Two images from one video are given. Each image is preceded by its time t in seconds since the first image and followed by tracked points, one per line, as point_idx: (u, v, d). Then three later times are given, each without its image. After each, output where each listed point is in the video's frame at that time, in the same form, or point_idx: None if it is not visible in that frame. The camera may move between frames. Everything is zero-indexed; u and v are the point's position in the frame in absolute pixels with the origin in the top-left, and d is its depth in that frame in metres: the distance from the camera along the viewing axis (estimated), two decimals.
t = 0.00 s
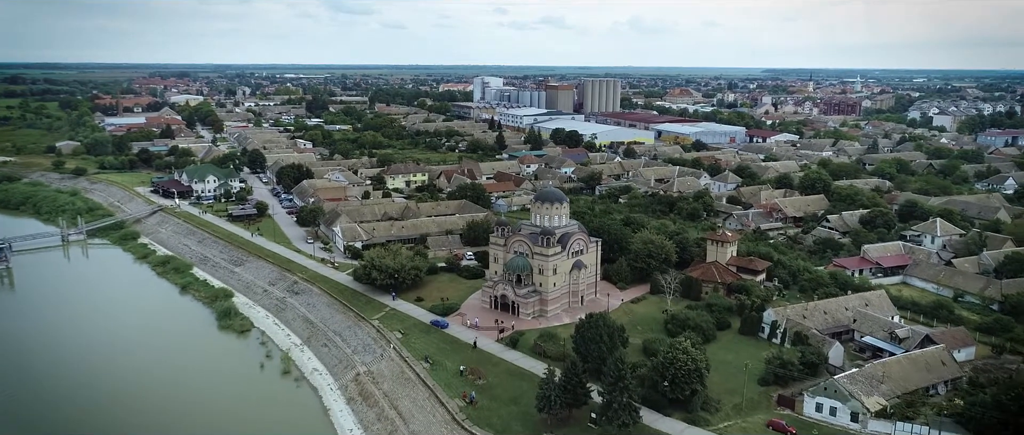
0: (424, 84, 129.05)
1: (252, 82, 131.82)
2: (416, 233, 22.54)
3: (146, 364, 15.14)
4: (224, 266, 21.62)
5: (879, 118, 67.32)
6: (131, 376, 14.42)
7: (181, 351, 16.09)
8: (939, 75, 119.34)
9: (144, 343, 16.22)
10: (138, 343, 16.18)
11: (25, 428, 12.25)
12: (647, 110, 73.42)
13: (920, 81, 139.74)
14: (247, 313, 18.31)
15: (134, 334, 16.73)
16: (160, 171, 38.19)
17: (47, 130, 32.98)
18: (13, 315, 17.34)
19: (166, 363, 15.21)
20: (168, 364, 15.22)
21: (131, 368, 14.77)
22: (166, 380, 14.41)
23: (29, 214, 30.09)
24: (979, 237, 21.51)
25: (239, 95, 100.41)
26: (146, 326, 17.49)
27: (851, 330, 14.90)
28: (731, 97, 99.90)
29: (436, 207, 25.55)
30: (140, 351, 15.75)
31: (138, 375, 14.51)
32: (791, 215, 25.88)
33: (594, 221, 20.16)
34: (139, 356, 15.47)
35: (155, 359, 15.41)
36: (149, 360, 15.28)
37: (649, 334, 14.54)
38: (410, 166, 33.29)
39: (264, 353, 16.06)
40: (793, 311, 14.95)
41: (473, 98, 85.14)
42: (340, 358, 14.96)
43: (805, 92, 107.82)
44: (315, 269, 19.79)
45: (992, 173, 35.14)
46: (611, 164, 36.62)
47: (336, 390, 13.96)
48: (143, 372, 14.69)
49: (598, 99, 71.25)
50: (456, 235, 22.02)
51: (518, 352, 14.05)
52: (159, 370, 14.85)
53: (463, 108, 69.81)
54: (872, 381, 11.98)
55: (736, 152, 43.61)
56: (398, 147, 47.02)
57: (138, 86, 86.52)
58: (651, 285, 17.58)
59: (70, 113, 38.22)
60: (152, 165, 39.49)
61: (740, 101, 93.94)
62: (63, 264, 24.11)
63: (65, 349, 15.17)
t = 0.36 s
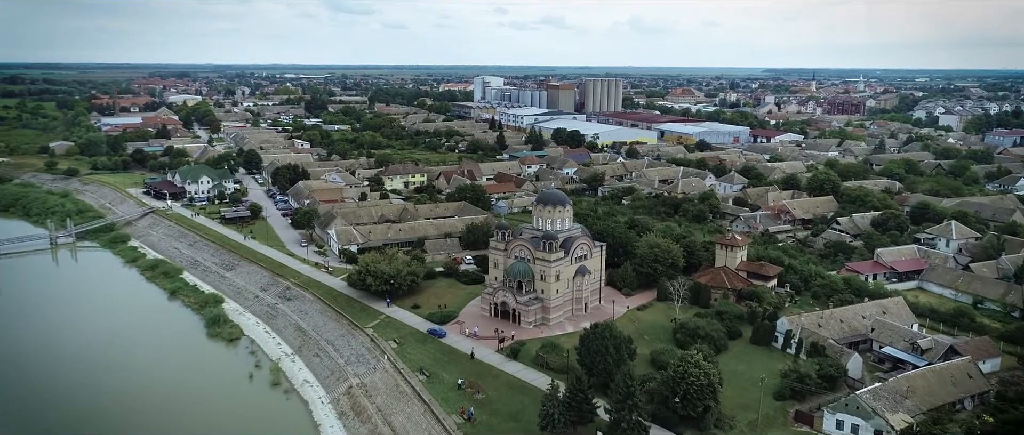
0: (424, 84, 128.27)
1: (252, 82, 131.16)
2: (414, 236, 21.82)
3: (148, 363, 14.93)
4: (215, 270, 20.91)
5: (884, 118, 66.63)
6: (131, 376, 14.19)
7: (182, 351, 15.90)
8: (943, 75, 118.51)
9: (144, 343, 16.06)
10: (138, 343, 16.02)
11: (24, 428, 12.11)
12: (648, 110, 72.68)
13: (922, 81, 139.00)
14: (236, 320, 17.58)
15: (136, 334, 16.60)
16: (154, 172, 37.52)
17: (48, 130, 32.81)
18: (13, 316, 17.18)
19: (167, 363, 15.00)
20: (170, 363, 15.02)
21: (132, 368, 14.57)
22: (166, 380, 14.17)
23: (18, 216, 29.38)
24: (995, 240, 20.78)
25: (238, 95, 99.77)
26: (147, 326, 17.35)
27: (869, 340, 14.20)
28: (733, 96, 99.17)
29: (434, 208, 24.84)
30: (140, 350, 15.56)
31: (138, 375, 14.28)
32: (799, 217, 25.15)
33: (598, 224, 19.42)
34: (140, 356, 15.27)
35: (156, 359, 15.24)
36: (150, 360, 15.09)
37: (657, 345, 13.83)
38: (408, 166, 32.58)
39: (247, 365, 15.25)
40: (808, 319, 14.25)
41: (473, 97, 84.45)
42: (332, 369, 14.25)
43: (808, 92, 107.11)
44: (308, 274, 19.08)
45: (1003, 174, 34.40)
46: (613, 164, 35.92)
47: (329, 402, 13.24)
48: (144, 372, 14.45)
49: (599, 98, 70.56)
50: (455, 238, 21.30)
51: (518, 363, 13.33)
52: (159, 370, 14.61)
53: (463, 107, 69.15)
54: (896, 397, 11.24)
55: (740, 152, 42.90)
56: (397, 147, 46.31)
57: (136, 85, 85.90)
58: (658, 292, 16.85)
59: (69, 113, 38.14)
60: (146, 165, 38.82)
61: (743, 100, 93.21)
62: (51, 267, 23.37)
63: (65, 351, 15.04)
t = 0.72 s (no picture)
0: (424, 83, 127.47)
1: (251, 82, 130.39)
2: (411, 239, 21.06)
3: (145, 363, 15.09)
4: (204, 276, 20.13)
5: (888, 117, 65.88)
6: (129, 376, 14.37)
7: (179, 349, 15.95)
8: (946, 74, 117.69)
9: (141, 343, 16.10)
10: (135, 344, 16.06)
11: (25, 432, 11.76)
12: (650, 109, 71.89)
13: (924, 80, 138.26)
14: (224, 329, 16.81)
15: (132, 334, 16.69)
16: (148, 173, 36.75)
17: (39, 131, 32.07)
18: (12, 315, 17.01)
19: (165, 363, 15.16)
20: (168, 363, 15.22)
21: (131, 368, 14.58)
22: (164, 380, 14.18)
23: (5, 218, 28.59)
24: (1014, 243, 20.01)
25: (237, 94, 99.03)
26: (142, 325, 17.34)
27: (889, 351, 13.46)
28: (735, 96, 98.40)
29: (432, 211, 24.08)
30: (138, 351, 15.74)
31: (138, 375, 14.47)
32: (809, 219, 24.39)
33: (602, 228, 18.66)
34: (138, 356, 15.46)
35: (154, 359, 15.33)
36: (148, 360, 15.22)
37: (666, 357, 13.07)
38: (406, 167, 31.81)
39: (234, 379, 14.33)
40: (825, 329, 13.50)
41: (473, 97, 83.67)
42: (322, 383, 13.50)
43: (811, 91, 106.37)
44: (300, 280, 18.31)
45: (1016, 174, 33.62)
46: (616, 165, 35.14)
47: (318, 418, 12.49)
48: (143, 373, 14.65)
49: (600, 98, 69.80)
50: (453, 242, 20.54)
51: (519, 377, 12.56)
52: (157, 371, 14.84)
53: (463, 107, 68.38)
54: (925, 416, 10.46)
55: (745, 152, 42.13)
56: (395, 147, 45.54)
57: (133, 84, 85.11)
58: (666, 299, 16.09)
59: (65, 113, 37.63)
60: (139, 166, 38.06)
61: (745, 100, 92.44)
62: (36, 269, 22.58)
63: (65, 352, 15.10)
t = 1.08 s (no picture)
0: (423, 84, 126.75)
1: (249, 82, 129.48)
2: (407, 243, 20.34)
3: (146, 366, 14.85)
4: (193, 280, 19.44)
5: (893, 117, 65.13)
6: (130, 376, 14.21)
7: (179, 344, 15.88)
8: (949, 73, 116.92)
9: (140, 345, 15.98)
10: (134, 344, 16.07)
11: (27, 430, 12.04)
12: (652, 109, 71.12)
13: (926, 80, 137.64)
14: (212, 337, 16.10)
15: (132, 335, 16.53)
16: (140, 173, 35.97)
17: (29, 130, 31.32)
18: (12, 317, 17.21)
19: (166, 363, 15.04)
20: (169, 364, 14.96)
21: (130, 368, 14.58)
22: (164, 379, 14.17)
23: None
24: None
25: (235, 94, 98.22)
26: (126, 333, 16.66)
27: (911, 363, 12.73)
28: (737, 96, 97.69)
29: (430, 213, 23.35)
30: (137, 351, 15.63)
31: (138, 375, 14.31)
32: (817, 221, 23.66)
33: (606, 231, 17.94)
34: (137, 356, 15.35)
35: (154, 361, 15.18)
36: (147, 361, 15.13)
37: (676, 370, 12.35)
38: (404, 168, 31.09)
39: (220, 391, 13.64)
40: (842, 339, 12.78)
41: (473, 96, 82.90)
42: (312, 395, 12.80)
43: (813, 91, 105.62)
44: (291, 285, 17.58)
45: None
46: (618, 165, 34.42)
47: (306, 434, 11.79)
48: (143, 372, 14.49)
49: (601, 97, 69.04)
50: (451, 246, 19.81)
51: (520, 391, 11.85)
52: (157, 371, 14.63)
53: (462, 107, 67.63)
54: None
55: (749, 152, 41.38)
56: (393, 147, 44.76)
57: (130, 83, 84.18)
58: (673, 307, 15.34)
59: (57, 112, 36.89)
60: (132, 166, 37.29)
61: (748, 99, 91.66)
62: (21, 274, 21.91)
63: (67, 351, 15.15)
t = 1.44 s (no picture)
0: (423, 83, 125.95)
1: (248, 82, 128.69)
2: (403, 246, 19.63)
3: (146, 367, 14.58)
4: (181, 286, 18.72)
5: (897, 116, 64.42)
6: (130, 378, 13.96)
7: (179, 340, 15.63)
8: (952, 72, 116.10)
9: (139, 345, 15.71)
10: (134, 344, 15.81)
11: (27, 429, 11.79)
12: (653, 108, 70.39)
13: (927, 79, 136.90)
14: (199, 346, 15.38)
15: (130, 336, 16.26)
16: (133, 173, 35.25)
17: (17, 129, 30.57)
18: (9, 318, 16.94)
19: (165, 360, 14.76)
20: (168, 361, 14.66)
21: (132, 369, 14.37)
22: (164, 380, 13.92)
23: None
24: None
25: (233, 94, 97.42)
26: (114, 338, 16.10)
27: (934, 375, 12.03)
28: (739, 95, 96.97)
29: (427, 215, 22.64)
30: (137, 351, 15.38)
31: (139, 376, 14.06)
32: (827, 223, 22.95)
33: (610, 234, 17.20)
34: (137, 357, 15.09)
35: (153, 361, 14.90)
36: (147, 361, 14.88)
37: (687, 384, 11.65)
38: (401, 168, 30.36)
39: (203, 406, 12.84)
40: (862, 350, 12.07)
41: (473, 96, 82.16)
42: (301, 410, 12.09)
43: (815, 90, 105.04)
44: (282, 291, 16.86)
45: None
46: (620, 165, 33.72)
47: None
48: (145, 373, 14.26)
49: (602, 96, 68.32)
50: (449, 250, 19.10)
51: (521, 406, 11.14)
52: (157, 370, 14.34)
53: (462, 106, 66.90)
54: None
55: (753, 152, 40.68)
56: (392, 147, 44.05)
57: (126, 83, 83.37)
58: (681, 315, 14.62)
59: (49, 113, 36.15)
60: (125, 167, 36.55)
61: (750, 98, 90.91)
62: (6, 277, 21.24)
63: (65, 351, 14.93)
